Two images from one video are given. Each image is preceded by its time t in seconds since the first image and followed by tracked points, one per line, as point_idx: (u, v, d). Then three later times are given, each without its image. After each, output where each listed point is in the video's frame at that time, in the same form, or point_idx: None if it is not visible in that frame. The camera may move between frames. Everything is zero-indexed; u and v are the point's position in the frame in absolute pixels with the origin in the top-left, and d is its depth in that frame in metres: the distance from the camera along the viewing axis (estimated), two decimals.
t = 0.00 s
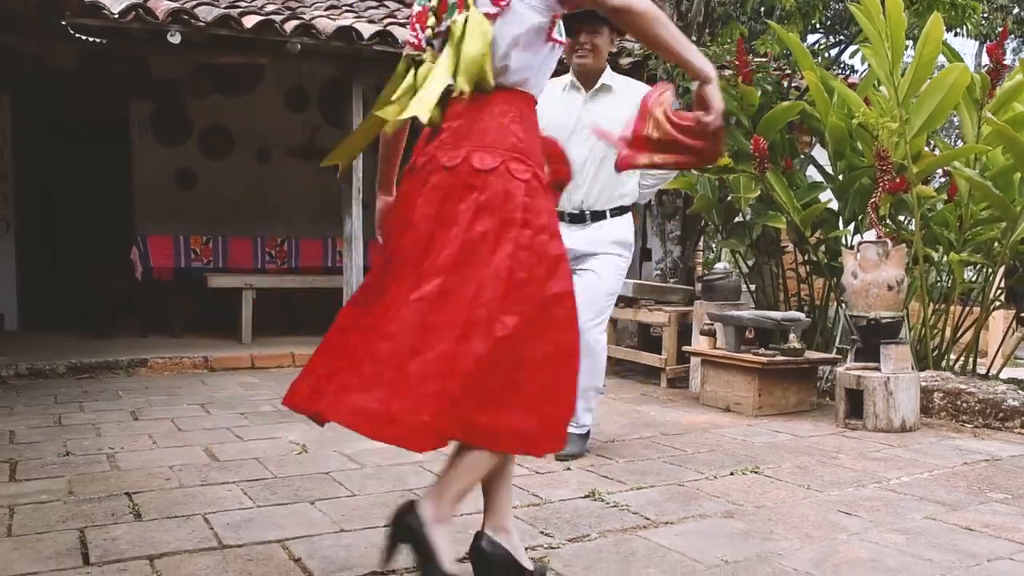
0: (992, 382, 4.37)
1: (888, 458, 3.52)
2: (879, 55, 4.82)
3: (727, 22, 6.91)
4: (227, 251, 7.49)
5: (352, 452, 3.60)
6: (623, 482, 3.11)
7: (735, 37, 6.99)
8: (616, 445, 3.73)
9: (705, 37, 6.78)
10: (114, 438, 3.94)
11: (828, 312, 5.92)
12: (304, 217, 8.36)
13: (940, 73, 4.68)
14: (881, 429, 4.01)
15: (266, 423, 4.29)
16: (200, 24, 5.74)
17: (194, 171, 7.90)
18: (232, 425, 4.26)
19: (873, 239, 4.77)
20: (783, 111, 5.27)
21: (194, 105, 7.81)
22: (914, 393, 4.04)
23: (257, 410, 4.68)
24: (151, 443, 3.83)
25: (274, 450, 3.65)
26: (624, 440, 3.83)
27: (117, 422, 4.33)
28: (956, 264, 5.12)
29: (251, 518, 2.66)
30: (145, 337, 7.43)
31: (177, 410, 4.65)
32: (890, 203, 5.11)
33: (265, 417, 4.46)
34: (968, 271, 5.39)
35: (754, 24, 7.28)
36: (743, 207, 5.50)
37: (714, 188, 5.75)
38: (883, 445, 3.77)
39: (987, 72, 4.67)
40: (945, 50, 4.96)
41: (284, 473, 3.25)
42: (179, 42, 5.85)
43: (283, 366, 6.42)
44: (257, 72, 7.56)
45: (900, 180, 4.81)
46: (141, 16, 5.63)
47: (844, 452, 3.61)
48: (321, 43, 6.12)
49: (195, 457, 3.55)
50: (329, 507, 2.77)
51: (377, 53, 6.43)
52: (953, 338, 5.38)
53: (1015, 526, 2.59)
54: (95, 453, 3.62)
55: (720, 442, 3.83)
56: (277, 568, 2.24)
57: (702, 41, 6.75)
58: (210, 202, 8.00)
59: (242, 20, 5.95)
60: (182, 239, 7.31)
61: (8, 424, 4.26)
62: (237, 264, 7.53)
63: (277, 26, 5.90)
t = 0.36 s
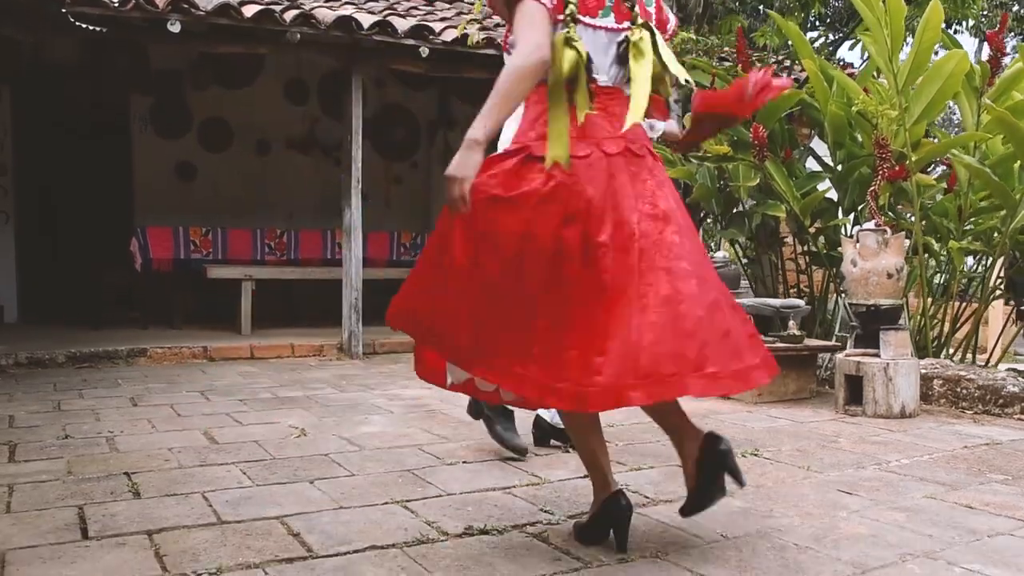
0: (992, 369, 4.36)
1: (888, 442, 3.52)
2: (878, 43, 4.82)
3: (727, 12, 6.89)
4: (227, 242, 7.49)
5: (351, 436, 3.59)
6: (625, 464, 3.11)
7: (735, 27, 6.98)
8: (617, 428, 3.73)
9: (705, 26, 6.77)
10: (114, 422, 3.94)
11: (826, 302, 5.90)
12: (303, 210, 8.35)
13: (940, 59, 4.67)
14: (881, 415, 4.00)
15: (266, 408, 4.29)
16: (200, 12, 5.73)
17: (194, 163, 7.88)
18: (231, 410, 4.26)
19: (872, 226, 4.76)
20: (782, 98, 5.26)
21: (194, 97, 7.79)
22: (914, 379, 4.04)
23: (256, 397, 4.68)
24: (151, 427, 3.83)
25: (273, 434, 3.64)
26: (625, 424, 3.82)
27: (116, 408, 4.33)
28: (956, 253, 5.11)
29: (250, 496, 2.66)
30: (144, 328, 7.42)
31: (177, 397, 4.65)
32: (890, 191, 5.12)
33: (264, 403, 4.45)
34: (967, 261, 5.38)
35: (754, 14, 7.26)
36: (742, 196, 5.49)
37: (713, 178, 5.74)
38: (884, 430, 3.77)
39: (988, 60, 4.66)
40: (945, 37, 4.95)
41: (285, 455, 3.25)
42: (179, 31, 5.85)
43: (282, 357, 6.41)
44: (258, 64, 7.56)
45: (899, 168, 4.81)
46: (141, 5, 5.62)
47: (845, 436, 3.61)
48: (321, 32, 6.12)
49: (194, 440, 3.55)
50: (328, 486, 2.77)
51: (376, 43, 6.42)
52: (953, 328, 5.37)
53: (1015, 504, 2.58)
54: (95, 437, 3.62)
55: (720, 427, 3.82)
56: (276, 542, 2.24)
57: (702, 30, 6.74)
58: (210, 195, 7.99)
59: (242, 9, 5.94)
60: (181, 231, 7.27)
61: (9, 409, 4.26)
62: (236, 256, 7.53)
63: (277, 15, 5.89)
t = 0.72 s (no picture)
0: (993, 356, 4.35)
1: (890, 426, 3.51)
2: (878, 30, 4.81)
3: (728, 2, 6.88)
4: (228, 235, 7.44)
5: (352, 420, 3.59)
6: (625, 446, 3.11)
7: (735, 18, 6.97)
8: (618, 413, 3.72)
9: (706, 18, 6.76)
10: (115, 407, 3.94)
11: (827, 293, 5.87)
12: (305, 204, 8.34)
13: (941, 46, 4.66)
14: (881, 401, 4.00)
15: (267, 395, 4.30)
16: (201, 3, 5.73)
17: (196, 158, 7.88)
18: (232, 397, 4.27)
19: (873, 214, 4.75)
20: (782, 87, 5.25)
21: (195, 91, 7.80)
22: (914, 364, 4.04)
23: (257, 384, 4.68)
24: (152, 412, 3.83)
25: (274, 418, 3.65)
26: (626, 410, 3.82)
27: (117, 394, 4.33)
28: (958, 241, 5.09)
29: (250, 475, 2.66)
30: (146, 321, 7.40)
31: (178, 384, 4.65)
32: (891, 180, 5.12)
33: (265, 390, 4.46)
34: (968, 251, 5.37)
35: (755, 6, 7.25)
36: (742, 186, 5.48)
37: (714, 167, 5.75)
38: (885, 415, 3.77)
39: (989, 48, 4.65)
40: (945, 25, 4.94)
41: (285, 437, 3.25)
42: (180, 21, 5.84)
43: (283, 348, 6.41)
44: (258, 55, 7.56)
45: (900, 156, 4.80)
46: None
47: (846, 421, 3.61)
48: (322, 23, 6.12)
49: (195, 423, 3.55)
50: (327, 466, 2.77)
51: (377, 34, 6.42)
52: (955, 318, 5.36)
53: (1016, 483, 2.58)
54: (96, 421, 3.63)
55: (721, 412, 3.82)
56: (275, 517, 2.23)
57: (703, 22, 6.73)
58: (212, 188, 7.98)
59: None
60: (182, 223, 7.25)
61: (10, 396, 4.27)
62: (237, 248, 7.50)
63: (277, 5, 5.89)
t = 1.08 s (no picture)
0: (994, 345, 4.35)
1: (890, 412, 3.51)
2: (877, 20, 4.81)
3: None
4: (228, 228, 7.44)
5: (351, 406, 3.59)
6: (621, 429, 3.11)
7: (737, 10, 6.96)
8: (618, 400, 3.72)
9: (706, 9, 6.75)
10: (115, 395, 3.95)
11: (828, 286, 5.86)
12: (305, 198, 8.33)
13: (941, 34, 4.65)
14: (881, 388, 4.00)
15: (267, 383, 4.30)
16: None
17: (196, 152, 7.88)
18: (231, 385, 4.27)
19: (873, 204, 4.74)
20: (782, 78, 5.25)
21: (195, 86, 7.79)
22: (915, 352, 4.04)
23: (257, 373, 4.68)
24: (151, 399, 3.84)
25: (274, 405, 3.65)
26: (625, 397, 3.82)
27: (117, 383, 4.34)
28: (958, 230, 5.08)
29: (249, 457, 2.66)
30: (145, 314, 7.38)
31: (178, 373, 4.65)
32: (890, 171, 5.12)
33: (265, 379, 4.46)
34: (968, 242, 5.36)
35: None
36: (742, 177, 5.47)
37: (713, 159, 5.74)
38: (884, 402, 3.77)
39: (989, 37, 4.64)
40: (946, 14, 4.93)
41: (284, 422, 3.26)
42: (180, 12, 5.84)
43: (283, 340, 6.40)
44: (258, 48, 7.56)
45: (899, 146, 4.79)
46: None
47: (845, 407, 3.60)
48: (322, 14, 6.11)
49: (194, 410, 3.55)
50: (324, 449, 2.77)
51: (377, 25, 6.41)
52: (954, 309, 5.35)
53: (1016, 464, 2.57)
54: (95, 407, 3.63)
55: (721, 399, 3.82)
56: (273, 495, 2.23)
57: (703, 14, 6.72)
58: (211, 182, 7.97)
59: None
60: (182, 215, 7.24)
61: (10, 384, 4.27)
62: (237, 241, 7.49)
63: None
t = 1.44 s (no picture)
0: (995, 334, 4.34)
1: (891, 398, 3.50)
2: (878, 10, 4.80)
3: None
4: (228, 221, 7.41)
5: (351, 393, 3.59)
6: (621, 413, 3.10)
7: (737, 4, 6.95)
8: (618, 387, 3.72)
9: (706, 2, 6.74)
10: (115, 382, 3.94)
11: (829, 278, 5.84)
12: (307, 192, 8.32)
13: (943, 23, 4.64)
14: (881, 377, 3.99)
15: (266, 371, 4.30)
16: None
17: (196, 146, 7.88)
18: (231, 373, 4.27)
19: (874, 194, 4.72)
20: (783, 69, 5.23)
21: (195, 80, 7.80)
22: (915, 340, 4.03)
23: (256, 363, 4.68)
24: (151, 386, 3.84)
25: (274, 392, 3.65)
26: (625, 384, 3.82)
27: (117, 371, 4.33)
28: (959, 222, 5.07)
29: (248, 438, 2.66)
30: (146, 307, 7.36)
31: (177, 363, 4.65)
32: (891, 162, 5.11)
33: (265, 368, 4.46)
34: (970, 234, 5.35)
35: None
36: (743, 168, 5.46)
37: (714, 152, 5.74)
38: (885, 390, 3.76)
39: (990, 27, 4.63)
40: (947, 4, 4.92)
41: (284, 407, 3.25)
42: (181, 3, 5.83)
43: (284, 332, 6.40)
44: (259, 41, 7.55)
45: (900, 136, 4.78)
46: None
47: (846, 394, 3.59)
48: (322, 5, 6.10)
49: (194, 395, 3.55)
50: (323, 431, 2.77)
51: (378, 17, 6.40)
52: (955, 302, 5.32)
53: (1016, 446, 2.57)
54: (94, 393, 3.63)
55: (721, 386, 3.81)
56: (273, 473, 2.23)
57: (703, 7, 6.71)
58: (212, 177, 7.96)
59: None
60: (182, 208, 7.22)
61: (10, 372, 4.27)
62: (238, 235, 7.46)
63: None
